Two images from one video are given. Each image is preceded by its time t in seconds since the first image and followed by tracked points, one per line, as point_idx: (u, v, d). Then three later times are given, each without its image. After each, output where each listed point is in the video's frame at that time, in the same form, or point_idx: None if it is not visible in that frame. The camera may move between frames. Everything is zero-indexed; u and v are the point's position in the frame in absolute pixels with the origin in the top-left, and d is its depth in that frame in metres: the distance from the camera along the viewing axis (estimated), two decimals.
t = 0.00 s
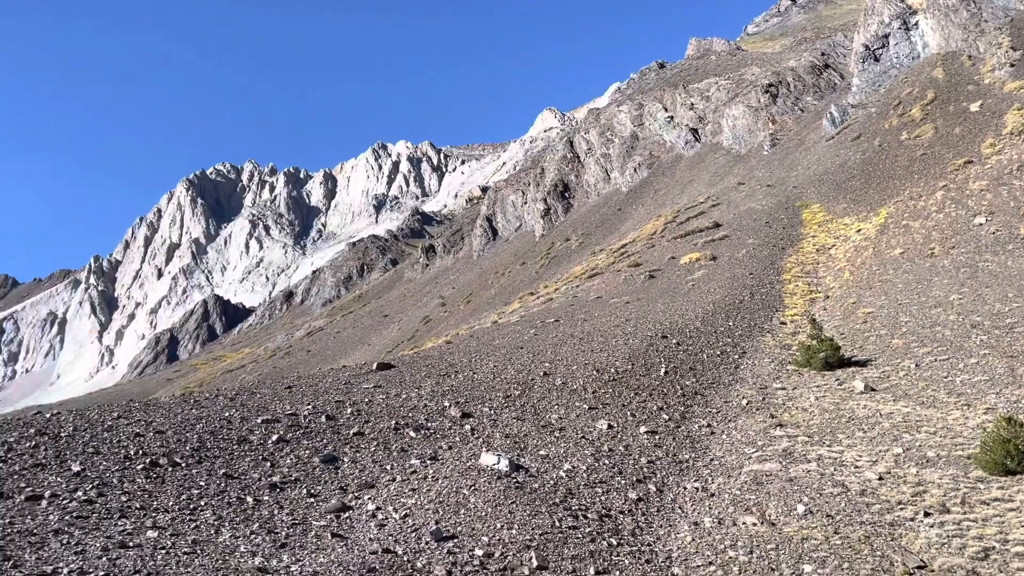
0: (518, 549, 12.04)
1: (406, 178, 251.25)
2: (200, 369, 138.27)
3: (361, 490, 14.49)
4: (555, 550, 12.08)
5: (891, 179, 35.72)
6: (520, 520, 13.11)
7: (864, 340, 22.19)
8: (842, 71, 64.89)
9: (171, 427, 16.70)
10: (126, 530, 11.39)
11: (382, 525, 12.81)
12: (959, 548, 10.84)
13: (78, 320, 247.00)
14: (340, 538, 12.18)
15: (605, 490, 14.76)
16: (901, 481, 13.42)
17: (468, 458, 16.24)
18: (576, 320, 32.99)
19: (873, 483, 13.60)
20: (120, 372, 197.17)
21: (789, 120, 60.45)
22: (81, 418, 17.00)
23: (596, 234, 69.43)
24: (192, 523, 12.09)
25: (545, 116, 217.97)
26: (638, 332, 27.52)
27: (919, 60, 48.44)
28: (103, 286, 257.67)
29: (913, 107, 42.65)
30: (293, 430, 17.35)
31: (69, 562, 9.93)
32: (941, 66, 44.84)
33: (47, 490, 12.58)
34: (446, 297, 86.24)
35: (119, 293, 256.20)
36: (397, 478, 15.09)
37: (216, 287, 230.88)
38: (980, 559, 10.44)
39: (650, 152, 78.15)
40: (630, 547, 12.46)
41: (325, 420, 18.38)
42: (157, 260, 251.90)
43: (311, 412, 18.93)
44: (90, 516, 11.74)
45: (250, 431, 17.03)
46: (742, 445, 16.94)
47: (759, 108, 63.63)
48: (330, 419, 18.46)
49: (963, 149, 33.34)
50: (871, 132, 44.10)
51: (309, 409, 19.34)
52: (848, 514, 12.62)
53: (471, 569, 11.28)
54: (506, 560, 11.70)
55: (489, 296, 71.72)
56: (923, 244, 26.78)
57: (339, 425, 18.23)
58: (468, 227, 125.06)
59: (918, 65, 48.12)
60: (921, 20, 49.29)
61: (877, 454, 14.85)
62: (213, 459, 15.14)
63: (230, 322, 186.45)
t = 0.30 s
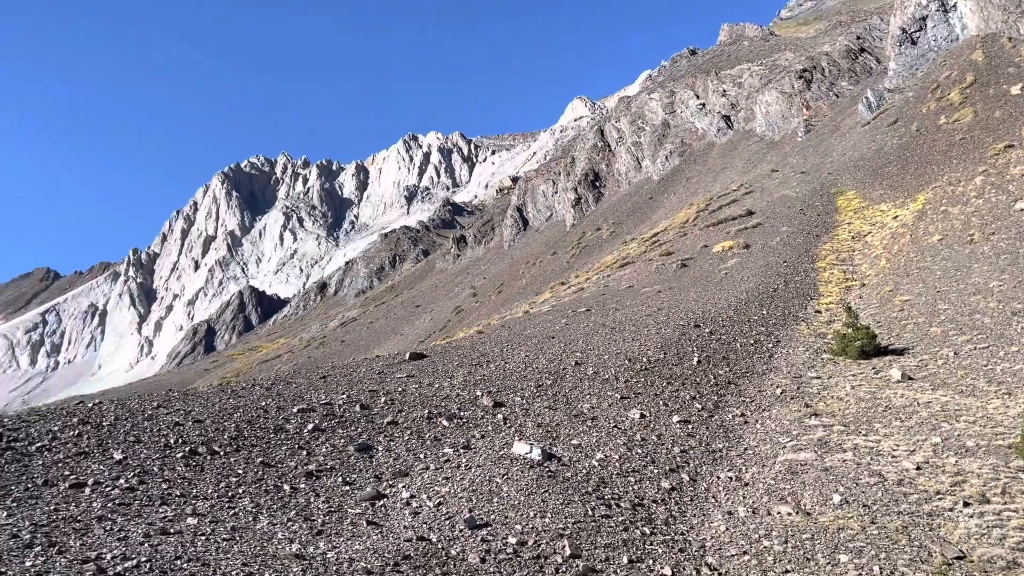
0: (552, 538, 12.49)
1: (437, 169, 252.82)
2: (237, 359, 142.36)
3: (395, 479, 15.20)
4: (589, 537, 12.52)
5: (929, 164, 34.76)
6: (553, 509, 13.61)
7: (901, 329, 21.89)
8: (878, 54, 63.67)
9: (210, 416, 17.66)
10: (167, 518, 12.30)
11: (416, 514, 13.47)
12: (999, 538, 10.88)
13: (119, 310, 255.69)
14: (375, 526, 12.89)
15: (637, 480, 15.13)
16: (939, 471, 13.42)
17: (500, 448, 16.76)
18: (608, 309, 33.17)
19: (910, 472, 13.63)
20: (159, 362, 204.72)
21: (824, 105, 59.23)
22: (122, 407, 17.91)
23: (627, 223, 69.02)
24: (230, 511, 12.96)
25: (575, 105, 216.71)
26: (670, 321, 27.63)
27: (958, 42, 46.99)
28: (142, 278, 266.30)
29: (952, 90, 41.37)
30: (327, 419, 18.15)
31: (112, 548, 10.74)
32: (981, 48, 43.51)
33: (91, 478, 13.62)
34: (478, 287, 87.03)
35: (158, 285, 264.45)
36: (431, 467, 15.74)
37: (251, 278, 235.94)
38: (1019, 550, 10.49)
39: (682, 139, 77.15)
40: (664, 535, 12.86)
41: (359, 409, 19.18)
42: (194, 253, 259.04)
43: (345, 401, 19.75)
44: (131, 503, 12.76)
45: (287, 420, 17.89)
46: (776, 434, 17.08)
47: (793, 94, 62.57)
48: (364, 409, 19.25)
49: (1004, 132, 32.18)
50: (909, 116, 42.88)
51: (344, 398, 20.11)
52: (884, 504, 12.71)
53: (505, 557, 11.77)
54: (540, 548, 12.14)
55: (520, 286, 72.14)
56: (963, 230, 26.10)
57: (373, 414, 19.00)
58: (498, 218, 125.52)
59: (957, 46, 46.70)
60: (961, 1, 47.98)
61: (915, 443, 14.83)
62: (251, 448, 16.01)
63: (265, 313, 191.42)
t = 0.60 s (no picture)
0: (586, 528, 12.80)
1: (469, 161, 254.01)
2: (273, 351, 146.16)
3: (430, 469, 15.75)
4: (623, 528, 12.78)
5: (970, 151, 33.67)
6: (587, 499, 13.97)
7: (941, 318, 21.52)
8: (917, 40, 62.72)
9: (248, 407, 18.45)
10: (208, 507, 12.84)
11: (451, 504, 13.88)
12: None
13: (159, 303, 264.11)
14: (411, 515, 13.29)
15: (672, 471, 15.43)
16: (982, 463, 13.37)
17: (534, 439, 17.23)
18: (642, 300, 33.32)
19: (951, 464, 13.61)
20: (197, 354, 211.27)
21: (862, 91, 58.63)
22: (163, 399, 18.82)
23: (660, 214, 68.40)
24: (269, 500, 13.46)
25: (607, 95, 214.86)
26: (704, 312, 27.67)
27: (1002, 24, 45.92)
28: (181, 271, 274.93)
29: (995, 73, 40.09)
30: (363, 410, 18.90)
31: (155, 536, 11.28)
32: None
33: (133, 468, 14.30)
34: (509, 279, 87.62)
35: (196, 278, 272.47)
36: (465, 457, 16.30)
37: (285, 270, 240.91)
38: None
39: (716, 128, 76.04)
40: (698, 526, 13.08)
41: (394, 400, 19.90)
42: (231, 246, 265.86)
43: (380, 392, 20.52)
44: (172, 492, 13.38)
45: (323, 411, 18.66)
46: (814, 426, 17.14)
47: (829, 80, 61.77)
48: (399, 399, 19.98)
49: None
50: (950, 101, 41.74)
51: (378, 389, 20.91)
52: (925, 496, 12.70)
53: (540, 546, 12.08)
54: (574, 538, 12.41)
55: (553, 278, 72.34)
56: (1007, 217, 25.40)
57: (407, 404, 19.71)
58: (529, 209, 125.73)
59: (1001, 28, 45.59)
60: None
61: (956, 435, 14.76)
62: (288, 438, 16.65)
63: (300, 306, 196.03)
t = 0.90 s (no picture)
0: (623, 520, 13.22)
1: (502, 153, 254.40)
2: (312, 344, 149.76)
3: (466, 460, 16.35)
4: (660, 521, 13.18)
5: (1019, 135, 32.81)
6: (624, 492, 14.40)
7: (987, 308, 21.15)
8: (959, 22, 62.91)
9: (286, 400, 19.46)
10: (250, 497, 13.51)
11: (487, 495, 14.43)
12: None
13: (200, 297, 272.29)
14: (448, 506, 13.84)
15: (710, 463, 15.73)
16: None
17: (570, 431, 17.72)
18: (678, 291, 33.42)
19: (996, 457, 13.57)
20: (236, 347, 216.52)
21: (903, 76, 58.55)
22: (205, 391, 20.03)
23: (695, 204, 67.66)
24: (309, 491, 14.12)
25: (641, 84, 212.61)
26: (742, 303, 27.65)
27: None
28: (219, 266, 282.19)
29: None
30: (400, 402, 19.70)
31: (197, 526, 11.86)
32: None
33: (177, 459, 15.10)
34: (543, 271, 87.96)
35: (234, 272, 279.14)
36: (501, 449, 16.88)
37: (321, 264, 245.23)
38: None
39: (752, 116, 74.92)
40: (736, 519, 13.36)
41: (430, 392, 20.67)
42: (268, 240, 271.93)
43: (417, 384, 21.39)
44: (214, 483, 14.07)
45: (361, 403, 19.53)
46: (854, 417, 17.20)
47: (869, 66, 61.72)
48: (435, 392, 20.76)
49: None
50: (997, 85, 40.65)
51: (415, 381, 21.76)
52: (970, 489, 12.70)
53: (577, 539, 12.48)
54: (611, 531, 12.85)
55: (587, 270, 72.49)
56: None
57: (443, 397, 20.44)
58: (563, 200, 125.71)
59: None
60: None
61: (1001, 427, 14.67)
62: (327, 430, 17.51)
63: (337, 300, 200.45)
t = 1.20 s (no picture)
0: (662, 513, 13.59)
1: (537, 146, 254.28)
2: (350, 338, 153.21)
3: (504, 453, 16.98)
4: (700, 514, 13.53)
5: None
6: (663, 484, 14.76)
7: None
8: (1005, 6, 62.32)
9: (325, 393, 20.49)
10: (291, 489, 14.17)
11: (525, 488, 14.98)
12: None
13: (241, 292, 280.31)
14: (486, 499, 14.37)
15: (750, 456, 16.02)
16: None
17: (608, 424, 18.14)
18: (716, 282, 33.38)
19: None
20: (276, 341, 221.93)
21: (947, 61, 57.51)
22: (246, 385, 21.21)
23: (733, 194, 66.71)
24: (349, 483, 14.78)
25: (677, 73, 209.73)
26: (782, 294, 27.55)
27: None
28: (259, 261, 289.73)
29: None
30: (438, 395, 20.50)
31: (241, 517, 12.44)
32: None
33: (220, 452, 15.90)
34: (579, 264, 87.98)
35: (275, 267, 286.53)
36: (538, 442, 17.46)
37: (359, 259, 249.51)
38: None
39: (791, 105, 73.55)
40: (778, 513, 13.65)
41: (467, 385, 21.48)
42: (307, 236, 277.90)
43: (454, 377, 22.27)
44: (257, 475, 14.77)
45: (399, 396, 20.42)
46: (898, 410, 17.20)
47: (911, 51, 60.75)
48: (473, 384, 21.57)
49: None
50: None
51: (451, 374, 22.64)
52: (1018, 482, 12.73)
53: (616, 531, 12.90)
54: (650, 524, 13.22)
55: (623, 262, 72.33)
56: None
57: (480, 390, 21.20)
58: (599, 192, 125.28)
59: None
60: None
61: None
62: (365, 423, 18.32)
63: (373, 294, 203.91)
